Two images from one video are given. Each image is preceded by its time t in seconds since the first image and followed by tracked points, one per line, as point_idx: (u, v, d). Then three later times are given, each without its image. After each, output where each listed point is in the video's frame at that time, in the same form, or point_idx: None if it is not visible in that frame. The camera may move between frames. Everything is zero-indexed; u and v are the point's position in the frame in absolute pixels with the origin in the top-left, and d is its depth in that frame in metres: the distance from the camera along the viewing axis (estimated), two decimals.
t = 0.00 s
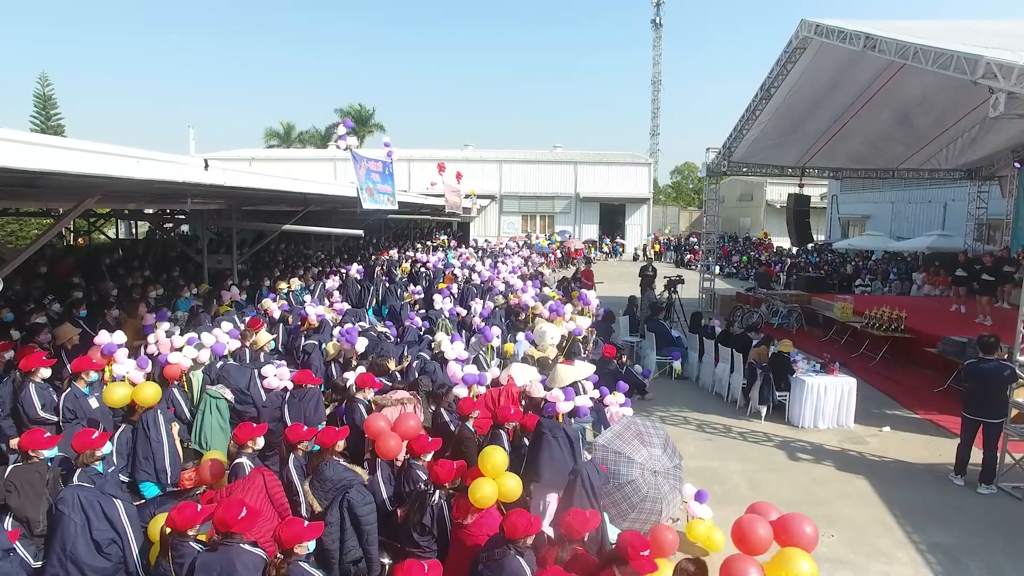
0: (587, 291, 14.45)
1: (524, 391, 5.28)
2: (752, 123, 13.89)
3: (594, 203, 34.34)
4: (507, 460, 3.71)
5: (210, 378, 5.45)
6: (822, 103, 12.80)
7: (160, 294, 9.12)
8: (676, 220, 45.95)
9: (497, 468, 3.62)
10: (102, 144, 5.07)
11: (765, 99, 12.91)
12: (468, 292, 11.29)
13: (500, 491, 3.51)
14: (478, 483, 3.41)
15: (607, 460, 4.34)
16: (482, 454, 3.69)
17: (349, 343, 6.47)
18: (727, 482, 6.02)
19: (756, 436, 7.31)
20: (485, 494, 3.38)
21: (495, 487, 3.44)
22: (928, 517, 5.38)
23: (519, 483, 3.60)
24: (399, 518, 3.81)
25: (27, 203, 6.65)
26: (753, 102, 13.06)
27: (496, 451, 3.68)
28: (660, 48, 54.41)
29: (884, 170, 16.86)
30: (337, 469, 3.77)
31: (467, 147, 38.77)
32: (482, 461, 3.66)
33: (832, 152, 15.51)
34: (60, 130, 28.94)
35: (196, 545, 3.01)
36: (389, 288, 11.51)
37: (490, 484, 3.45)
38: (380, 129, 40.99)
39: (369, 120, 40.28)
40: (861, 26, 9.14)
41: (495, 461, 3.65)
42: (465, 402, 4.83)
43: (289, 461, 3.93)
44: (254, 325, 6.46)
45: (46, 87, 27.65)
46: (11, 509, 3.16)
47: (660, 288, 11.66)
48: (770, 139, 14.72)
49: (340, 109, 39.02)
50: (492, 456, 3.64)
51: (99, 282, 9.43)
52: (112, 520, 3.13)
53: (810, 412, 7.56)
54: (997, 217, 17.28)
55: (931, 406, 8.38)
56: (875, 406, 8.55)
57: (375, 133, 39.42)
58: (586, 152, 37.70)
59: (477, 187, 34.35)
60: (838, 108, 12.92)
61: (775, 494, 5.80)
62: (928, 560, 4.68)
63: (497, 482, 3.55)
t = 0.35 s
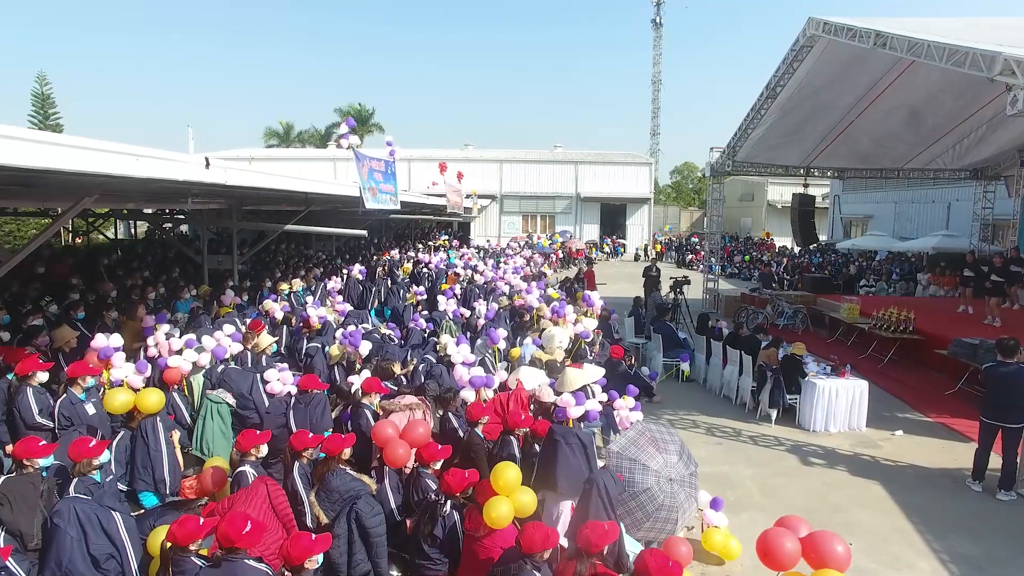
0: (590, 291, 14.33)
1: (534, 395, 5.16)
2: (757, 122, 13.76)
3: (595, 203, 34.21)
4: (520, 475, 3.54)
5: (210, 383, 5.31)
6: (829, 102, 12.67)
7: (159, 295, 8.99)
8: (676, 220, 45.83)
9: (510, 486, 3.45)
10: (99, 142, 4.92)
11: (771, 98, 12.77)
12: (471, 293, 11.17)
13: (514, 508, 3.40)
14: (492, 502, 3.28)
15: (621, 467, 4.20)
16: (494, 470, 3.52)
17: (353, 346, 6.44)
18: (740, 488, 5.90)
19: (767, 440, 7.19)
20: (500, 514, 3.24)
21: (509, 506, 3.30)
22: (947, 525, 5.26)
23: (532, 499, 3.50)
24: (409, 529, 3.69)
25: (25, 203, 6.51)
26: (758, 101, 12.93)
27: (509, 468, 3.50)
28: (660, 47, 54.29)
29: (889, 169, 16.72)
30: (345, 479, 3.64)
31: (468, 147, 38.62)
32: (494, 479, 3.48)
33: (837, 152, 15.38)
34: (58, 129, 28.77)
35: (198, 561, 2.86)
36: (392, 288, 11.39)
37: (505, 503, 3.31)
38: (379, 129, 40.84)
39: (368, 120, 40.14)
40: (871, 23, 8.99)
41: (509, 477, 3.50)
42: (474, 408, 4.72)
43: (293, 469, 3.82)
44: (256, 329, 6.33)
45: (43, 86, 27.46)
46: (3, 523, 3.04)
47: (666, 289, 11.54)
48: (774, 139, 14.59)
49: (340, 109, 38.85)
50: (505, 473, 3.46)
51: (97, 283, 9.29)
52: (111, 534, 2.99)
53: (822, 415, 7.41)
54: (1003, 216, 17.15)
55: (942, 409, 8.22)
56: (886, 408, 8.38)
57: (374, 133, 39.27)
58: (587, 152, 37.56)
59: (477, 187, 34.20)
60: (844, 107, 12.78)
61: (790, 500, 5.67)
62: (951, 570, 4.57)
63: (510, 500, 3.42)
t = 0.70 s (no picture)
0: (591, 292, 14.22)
1: (539, 401, 5.07)
2: (759, 122, 13.65)
3: (595, 203, 34.09)
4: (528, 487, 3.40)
5: (207, 388, 5.18)
6: (832, 101, 12.56)
7: (156, 297, 8.86)
8: (676, 220, 45.70)
9: (518, 499, 3.32)
10: (91, 141, 4.78)
11: (774, 97, 12.65)
12: (472, 295, 11.05)
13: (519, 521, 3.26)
14: (495, 514, 3.16)
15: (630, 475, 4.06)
16: (502, 482, 3.39)
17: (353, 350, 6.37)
18: (749, 494, 5.78)
19: (775, 444, 7.07)
20: (503, 526, 3.12)
21: (513, 517, 3.17)
22: (962, 532, 5.14)
23: (541, 514, 3.35)
24: (413, 541, 3.59)
25: (17, 203, 6.37)
26: (761, 100, 12.80)
27: (517, 479, 3.37)
28: (660, 46, 54.20)
29: (893, 169, 16.60)
30: (346, 491, 3.56)
31: (467, 147, 38.51)
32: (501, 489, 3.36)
33: (840, 152, 15.27)
34: (55, 129, 28.64)
35: None
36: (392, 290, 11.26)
37: (508, 515, 3.18)
38: (379, 129, 40.71)
39: (367, 119, 40.01)
40: (876, 20, 8.85)
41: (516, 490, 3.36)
42: (479, 414, 4.60)
43: (293, 478, 3.74)
44: (256, 333, 6.23)
45: (40, 86, 27.29)
46: None
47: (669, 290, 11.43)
48: (777, 139, 14.48)
49: (338, 109, 38.72)
50: (513, 485, 3.33)
51: (93, 284, 9.15)
52: (102, 550, 2.86)
53: (830, 418, 7.28)
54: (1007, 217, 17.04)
55: (951, 412, 8.08)
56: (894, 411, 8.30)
57: (373, 133, 39.15)
58: (587, 152, 37.43)
59: (477, 187, 34.09)
60: (848, 107, 12.66)
61: (800, 507, 5.55)
62: None
63: (516, 513, 3.28)
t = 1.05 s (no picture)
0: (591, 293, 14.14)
1: (538, 404, 5.00)
2: (760, 122, 13.60)
3: (594, 203, 34.00)
4: (528, 495, 3.31)
5: (201, 391, 5.09)
6: (833, 101, 12.48)
7: (151, 297, 8.77)
8: (676, 220, 45.64)
9: (517, 506, 3.22)
10: (80, 139, 4.66)
11: (774, 97, 12.58)
12: (471, 296, 10.98)
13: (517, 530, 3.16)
14: (493, 522, 3.06)
15: (631, 481, 3.98)
16: (501, 489, 3.29)
17: (349, 352, 6.41)
18: (751, 499, 5.71)
19: (777, 446, 7.00)
20: (502, 535, 3.02)
21: (511, 526, 3.08)
22: (968, 536, 5.06)
23: (541, 522, 3.25)
24: (410, 550, 3.50)
25: (8, 204, 6.27)
26: (762, 100, 12.73)
27: (516, 487, 3.27)
28: (660, 45, 54.12)
29: (894, 169, 16.52)
30: (341, 500, 3.48)
31: (466, 146, 38.41)
32: (500, 497, 3.26)
33: (840, 151, 15.19)
34: (52, 129, 28.49)
35: None
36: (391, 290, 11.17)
37: (507, 523, 3.09)
38: (378, 128, 40.71)
39: (366, 119, 39.95)
40: (879, 18, 8.73)
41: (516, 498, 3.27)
42: (478, 418, 4.52)
43: (287, 486, 3.66)
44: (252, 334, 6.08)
45: (36, 85, 27.15)
46: None
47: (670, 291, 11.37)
48: (777, 138, 14.42)
49: (337, 108, 38.60)
50: (512, 493, 3.23)
51: (87, 285, 9.06)
52: (87, 563, 2.77)
53: (832, 421, 7.18)
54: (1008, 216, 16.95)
55: (954, 414, 7.99)
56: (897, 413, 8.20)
57: (372, 132, 39.07)
58: (586, 151, 37.35)
59: (476, 186, 33.98)
60: (850, 106, 12.58)
61: (804, 511, 5.47)
62: None
63: (515, 521, 3.19)
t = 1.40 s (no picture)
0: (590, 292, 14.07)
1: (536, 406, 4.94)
2: (761, 121, 13.52)
3: (593, 202, 33.92)
4: (524, 502, 3.21)
5: (192, 393, 5.01)
6: (834, 99, 12.40)
7: (145, 297, 8.68)
8: (676, 220, 45.57)
9: (512, 514, 3.13)
10: (65, 135, 4.56)
11: (775, 96, 12.51)
12: (469, 296, 10.91)
13: (512, 539, 3.07)
14: (487, 530, 2.97)
15: (629, 486, 3.91)
16: (496, 496, 3.20)
17: (345, 353, 6.35)
18: (752, 502, 5.62)
19: (778, 448, 6.91)
20: (496, 543, 2.94)
21: (506, 534, 2.99)
22: (973, 541, 4.98)
23: (537, 529, 3.16)
24: (402, 557, 3.42)
25: None
26: (763, 99, 12.66)
27: (512, 494, 3.18)
28: (659, 45, 54.03)
29: (895, 169, 16.43)
30: (331, 506, 3.39)
31: (466, 146, 38.32)
32: (494, 505, 3.17)
33: (841, 151, 15.12)
34: (50, 128, 28.41)
35: None
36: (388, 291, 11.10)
37: (501, 531, 3.01)
38: (377, 128, 40.63)
39: (365, 118, 39.89)
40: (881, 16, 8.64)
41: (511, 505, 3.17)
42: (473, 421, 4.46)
43: (277, 490, 3.59)
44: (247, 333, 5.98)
45: (33, 83, 27.04)
46: None
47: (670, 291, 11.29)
48: (778, 138, 14.34)
49: (336, 108, 38.51)
50: (507, 500, 3.14)
51: (80, 285, 8.96)
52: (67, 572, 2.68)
53: (834, 423, 7.09)
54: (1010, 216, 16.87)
55: (957, 415, 7.89)
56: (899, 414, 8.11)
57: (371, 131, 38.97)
58: (585, 151, 37.26)
59: (475, 186, 33.90)
60: (851, 105, 12.51)
61: (806, 515, 5.38)
62: None
63: (509, 530, 3.10)
